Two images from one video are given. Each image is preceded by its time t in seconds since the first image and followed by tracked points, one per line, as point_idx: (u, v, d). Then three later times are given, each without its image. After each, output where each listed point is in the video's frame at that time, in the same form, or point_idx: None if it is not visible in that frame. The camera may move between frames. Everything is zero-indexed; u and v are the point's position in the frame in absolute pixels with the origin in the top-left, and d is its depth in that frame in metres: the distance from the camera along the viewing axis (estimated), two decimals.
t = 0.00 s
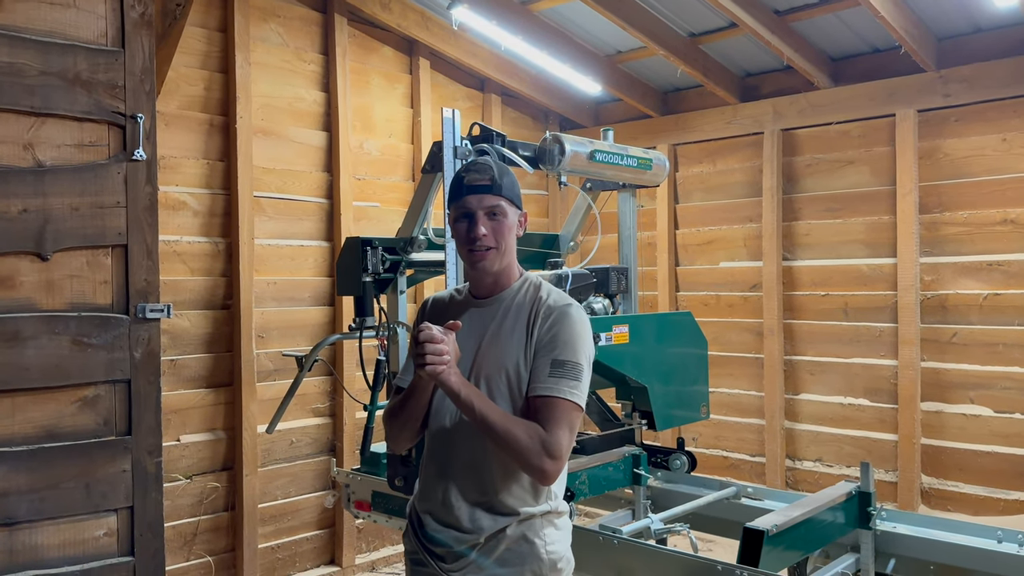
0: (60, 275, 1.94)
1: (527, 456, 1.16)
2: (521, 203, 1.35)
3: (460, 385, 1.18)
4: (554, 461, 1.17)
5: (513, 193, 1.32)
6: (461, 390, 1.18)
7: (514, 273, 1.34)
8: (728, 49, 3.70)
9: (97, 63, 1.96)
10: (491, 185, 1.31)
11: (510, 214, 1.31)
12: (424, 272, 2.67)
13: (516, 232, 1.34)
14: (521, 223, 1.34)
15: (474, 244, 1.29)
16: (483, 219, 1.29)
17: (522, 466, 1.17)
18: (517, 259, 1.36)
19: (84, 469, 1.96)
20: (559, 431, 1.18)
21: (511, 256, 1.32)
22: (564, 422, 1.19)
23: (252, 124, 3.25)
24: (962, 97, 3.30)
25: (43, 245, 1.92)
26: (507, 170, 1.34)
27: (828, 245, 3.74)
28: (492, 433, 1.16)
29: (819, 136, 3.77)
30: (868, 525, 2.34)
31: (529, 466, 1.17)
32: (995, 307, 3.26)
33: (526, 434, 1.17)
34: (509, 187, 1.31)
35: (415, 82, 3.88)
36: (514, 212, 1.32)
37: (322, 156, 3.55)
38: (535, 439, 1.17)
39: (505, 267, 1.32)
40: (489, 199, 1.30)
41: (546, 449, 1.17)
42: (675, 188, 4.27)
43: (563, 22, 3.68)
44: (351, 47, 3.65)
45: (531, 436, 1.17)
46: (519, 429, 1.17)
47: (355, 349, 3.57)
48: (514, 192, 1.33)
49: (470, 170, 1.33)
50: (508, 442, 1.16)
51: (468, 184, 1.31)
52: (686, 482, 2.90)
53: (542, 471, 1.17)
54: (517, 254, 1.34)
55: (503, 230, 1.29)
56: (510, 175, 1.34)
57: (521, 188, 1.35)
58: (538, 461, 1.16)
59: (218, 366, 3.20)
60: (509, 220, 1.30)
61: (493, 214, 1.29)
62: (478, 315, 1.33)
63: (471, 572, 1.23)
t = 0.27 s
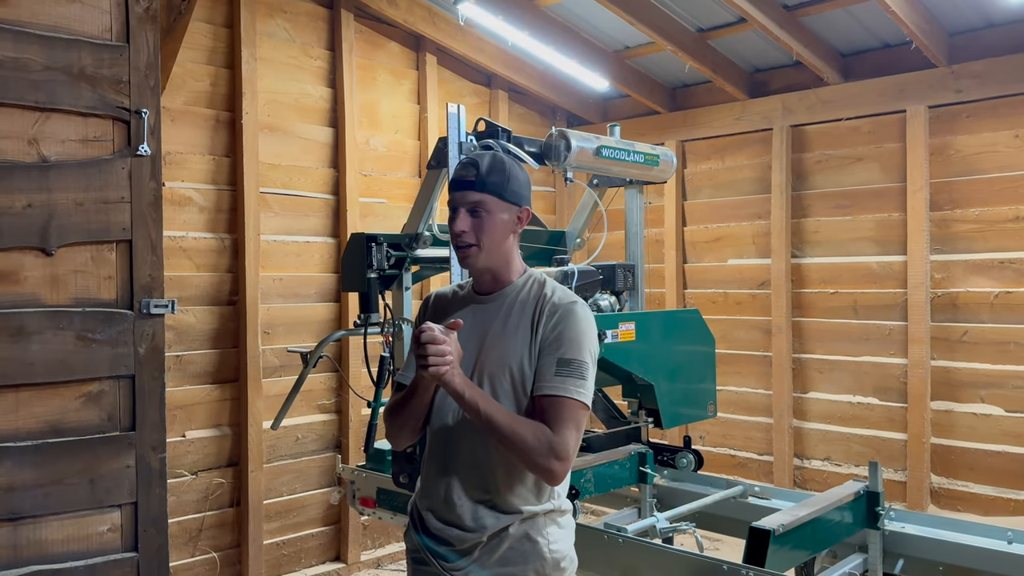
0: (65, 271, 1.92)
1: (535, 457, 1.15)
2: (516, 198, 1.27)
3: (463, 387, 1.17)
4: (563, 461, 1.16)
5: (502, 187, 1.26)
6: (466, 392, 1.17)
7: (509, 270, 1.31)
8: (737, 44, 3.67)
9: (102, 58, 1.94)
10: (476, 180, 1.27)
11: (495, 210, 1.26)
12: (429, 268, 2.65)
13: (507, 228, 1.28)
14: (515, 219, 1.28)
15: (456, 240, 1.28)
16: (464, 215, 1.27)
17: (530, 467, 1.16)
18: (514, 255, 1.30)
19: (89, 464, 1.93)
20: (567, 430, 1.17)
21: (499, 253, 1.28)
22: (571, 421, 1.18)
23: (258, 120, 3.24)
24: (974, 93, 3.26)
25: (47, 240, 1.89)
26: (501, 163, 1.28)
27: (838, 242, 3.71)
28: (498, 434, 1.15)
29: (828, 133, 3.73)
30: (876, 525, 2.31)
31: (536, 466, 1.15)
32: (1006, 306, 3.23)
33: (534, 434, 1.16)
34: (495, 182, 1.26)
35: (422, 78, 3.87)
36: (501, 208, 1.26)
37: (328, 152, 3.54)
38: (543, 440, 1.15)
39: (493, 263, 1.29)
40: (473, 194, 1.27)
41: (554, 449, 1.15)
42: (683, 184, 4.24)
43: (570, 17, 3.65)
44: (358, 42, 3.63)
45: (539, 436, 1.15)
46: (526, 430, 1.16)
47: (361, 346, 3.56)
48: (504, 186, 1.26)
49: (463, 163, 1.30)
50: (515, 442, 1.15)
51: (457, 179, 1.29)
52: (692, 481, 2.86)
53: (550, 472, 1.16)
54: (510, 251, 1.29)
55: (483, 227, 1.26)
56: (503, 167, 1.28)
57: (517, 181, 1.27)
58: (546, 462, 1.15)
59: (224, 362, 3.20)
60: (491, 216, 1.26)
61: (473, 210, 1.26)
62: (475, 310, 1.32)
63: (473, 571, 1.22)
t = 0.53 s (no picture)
0: (70, 266, 1.90)
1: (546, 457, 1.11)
2: (516, 192, 1.24)
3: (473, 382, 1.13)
4: (575, 461, 1.12)
5: (499, 182, 1.23)
6: (478, 389, 1.12)
7: (512, 266, 1.28)
8: (750, 39, 3.62)
9: (108, 52, 1.92)
10: (473, 176, 1.25)
11: (492, 205, 1.24)
12: (437, 265, 2.62)
13: (508, 223, 1.25)
14: (516, 214, 1.24)
15: (455, 238, 1.27)
16: (462, 212, 1.25)
17: (541, 467, 1.12)
18: (517, 251, 1.27)
19: (93, 462, 1.91)
20: (577, 429, 1.13)
21: (499, 249, 1.25)
22: (581, 420, 1.14)
23: (267, 116, 3.23)
24: (991, 88, 3.20)
25: (53, 236, 1.87)
26: (499, 157, 1.25)
27: (852, 240, 3.65)
28: (509, 433, 1.10)
29: (843, 129, 3.68)
30: (890, 527, 2.27)
31: (547, 467, 1.11)
32: None
33: (547, 433, 1.11)
34: (491, 177, 1.23)
35: (432, 74, 3.85)
36: (500, 203, 1.23)
37: (337, 148, 3.53)
38: (555, 439, 1.11)
39: (493, 260, 1.26)
40: (470, 191, 1.25)
41: (566, 448, 1.12)
42: (695, 181, 4.19)
43: (581, 12, 3.62)
44: (367, 38, 3.62)
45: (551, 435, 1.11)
46: (539, 428, 1.11)
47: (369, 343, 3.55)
48: (501, 180, 1.24)
49: (462, 160, 1.28)
50: (527, 441, 1.10)
51: (456, 176, 1.27)
52: (703, 482, 2.82)
53: (562, 472, 1.12)
54: (511, 247, 1.26)
55: (479, 224, 1.24)
56: (502, 162, 1.25)
57: (517, 175, 1.24)
58: (557, 462, 1.11)
59: (232, 359, 3.19)
60: (488, 212, 1.24)
61: (470, 207, 1.24)
62: (480, 308, 1.30)
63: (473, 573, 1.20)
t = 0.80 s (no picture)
0: (75, 266, 1.84)
1: (569, 462, 1.05)
2: (516, 191, 1.20)
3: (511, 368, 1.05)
4: (591, 468, 1.07)
5: (498, 181, 1.19)
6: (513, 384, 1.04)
7: (515, 268, 1.24)
8: (767, 36, 3.55)
9: (114, 50, 1.86)
10: (470, 177, 1.21)
11: (492, 206, 1.19)
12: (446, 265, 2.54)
13: (508, 224, 1.21)
14: (517, 214, 1.20)
15: (455, 241, 1.22)
16: (460, 214, 1.21)
17: (560, 474, 1.06)
18: (520, 252, 1.23)
19: (98, 462, 1.85)
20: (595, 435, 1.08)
21: (500, 250, 1.21)
22: (593, 427, 1.10)
23: (277, 115, 3.21)
24: (1016, 85, 3.12)
25: (57, 235, 1.82)
26: (497, 156, 1.21)
27: (871, 240, 3.57)
28: (540, 431, 1.03)
29: (862, 127, 3.60)
30: (909, 536, 2.21)
31: (564, 474, 1.06)
32: None
33: (571, 435, 1.05)
34: (490, 177, 1.19)
35: (444, 73, 3.81)
36: (500, 204, 1.19)
37: (347, 147, 3.50)
38: (576, 443, 1.06)
39: (495, 262, 1.22)
40: (468, 192, 1.21)
41: (587, 454, 1.06)
42: (711, 180, 4.12)
43: (594, 9, 3.57)
44: (379, 36, 3.59)
45: (574, 437, 1.05)
46: (564, 429, 1.05)
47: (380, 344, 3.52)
48: (500, 180, 1.19)
49: (459, 161, 1.24)
50: (552, 443, 1.04)
51: (453, 177, 1.23)
52: (717, 487, 2.76)
53: (579, 480, 1.07)
54: (512, 248, 1.22)
55: (479, 225, 1.20)
56: (500, 161, 1.21)
57: (517, 173, 1.20)
58: (579, 468, 1.06)
59: (241, 359, 3.18)
60: (487, 213, 1.19)
61: (469, 209, 1.20)
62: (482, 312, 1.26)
63: None
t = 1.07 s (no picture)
0: (75, 265, 1.78)
1: (553, 471, 1.00)
2: (513, 189, 1.15)
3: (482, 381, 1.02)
4: (578, 479, 1.03)
5: (494, 179, 1.14)
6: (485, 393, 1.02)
7: (512, 268, 1.19)
8: (782, 31, 3.48)
9: (114, 47, 1.80)
10: (466, 174, 1.16)
11: (487, 205, 1.15)
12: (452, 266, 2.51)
13: (505, 223, 1.16)
14: (514, 213, 1.15)
15: (449, 240, 1.18)
16: (455, 213, 1.16)
17: (546, 484, 1.02)
18: (516, 253, 1.19)
19: (97, 464, 1.79)
20: (584, 443, 1.03)
21: (496, 251, 1.17)
22: (586, 435, 1.05)
23: (283, 113, 3.18)
24: None
25: (57, 234, 1.75)
26: (494, 153, 1.16)
27: (887, 240, 3.49)
28: (516, 441, 1.00)
29: (879, 125, 3.51)
30: (925, 545, 2.14)
31: (551, 483, 1.01)
32: None
33: (554, 444, 1.01)
34: (485, 174, 1.14)
35: (453, 70, 3.77)
36: (495, 202, 1.14)
37: (355, 146, 3.47)
38: (561, 452, 1.01)
39: (491, 262, 1.17)
40: (464, 190, 1.16)
41: (573, 464, 1.02)
42: (724, 179, 4.04)
43: (605, 5, 3.51)
44: (387, 33, 3.55)
45: (557, 446, 1.01)
46: (545, 437, 1.01)
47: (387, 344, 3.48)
48: (496, 178, 1.14)
49: (455, 158, 1.19)
50: (534, 452, 0.99)
51: (448, 175, 1.18)
52: (728, 492, 2.69)
53: (566, 490, 1.02)
54: (509, 248, 1.17)
55: (474, 225, 1.15)
56: (496, 159, 1.16)
57: (513, 171, 1.15)
58: (564, 478, 1.01)
59: (247, 359, 3.15)
60: (483, 212, 1.15)
61: (465, 207, 1.15)
62: (477, 313, 1.22)
63: None
